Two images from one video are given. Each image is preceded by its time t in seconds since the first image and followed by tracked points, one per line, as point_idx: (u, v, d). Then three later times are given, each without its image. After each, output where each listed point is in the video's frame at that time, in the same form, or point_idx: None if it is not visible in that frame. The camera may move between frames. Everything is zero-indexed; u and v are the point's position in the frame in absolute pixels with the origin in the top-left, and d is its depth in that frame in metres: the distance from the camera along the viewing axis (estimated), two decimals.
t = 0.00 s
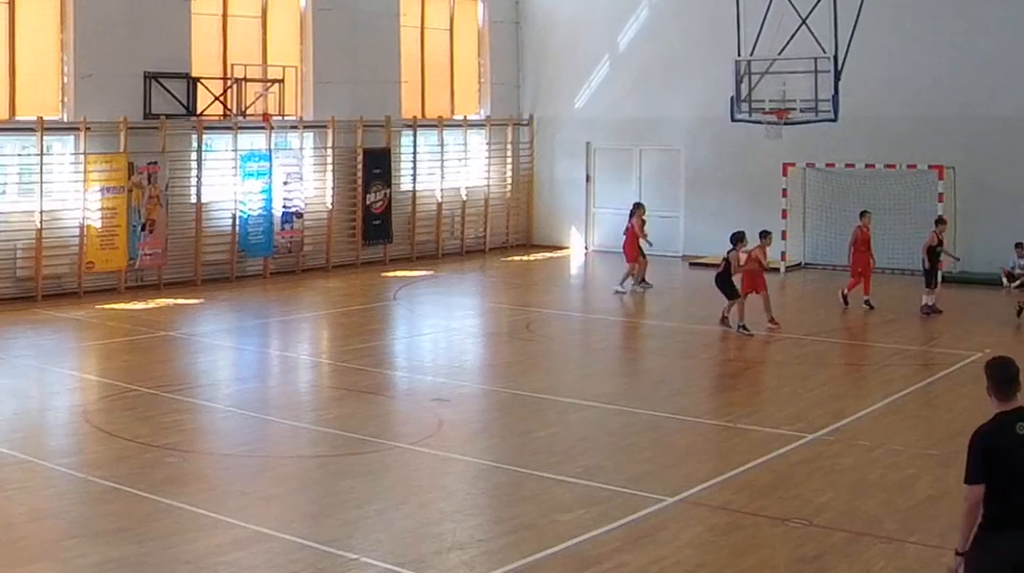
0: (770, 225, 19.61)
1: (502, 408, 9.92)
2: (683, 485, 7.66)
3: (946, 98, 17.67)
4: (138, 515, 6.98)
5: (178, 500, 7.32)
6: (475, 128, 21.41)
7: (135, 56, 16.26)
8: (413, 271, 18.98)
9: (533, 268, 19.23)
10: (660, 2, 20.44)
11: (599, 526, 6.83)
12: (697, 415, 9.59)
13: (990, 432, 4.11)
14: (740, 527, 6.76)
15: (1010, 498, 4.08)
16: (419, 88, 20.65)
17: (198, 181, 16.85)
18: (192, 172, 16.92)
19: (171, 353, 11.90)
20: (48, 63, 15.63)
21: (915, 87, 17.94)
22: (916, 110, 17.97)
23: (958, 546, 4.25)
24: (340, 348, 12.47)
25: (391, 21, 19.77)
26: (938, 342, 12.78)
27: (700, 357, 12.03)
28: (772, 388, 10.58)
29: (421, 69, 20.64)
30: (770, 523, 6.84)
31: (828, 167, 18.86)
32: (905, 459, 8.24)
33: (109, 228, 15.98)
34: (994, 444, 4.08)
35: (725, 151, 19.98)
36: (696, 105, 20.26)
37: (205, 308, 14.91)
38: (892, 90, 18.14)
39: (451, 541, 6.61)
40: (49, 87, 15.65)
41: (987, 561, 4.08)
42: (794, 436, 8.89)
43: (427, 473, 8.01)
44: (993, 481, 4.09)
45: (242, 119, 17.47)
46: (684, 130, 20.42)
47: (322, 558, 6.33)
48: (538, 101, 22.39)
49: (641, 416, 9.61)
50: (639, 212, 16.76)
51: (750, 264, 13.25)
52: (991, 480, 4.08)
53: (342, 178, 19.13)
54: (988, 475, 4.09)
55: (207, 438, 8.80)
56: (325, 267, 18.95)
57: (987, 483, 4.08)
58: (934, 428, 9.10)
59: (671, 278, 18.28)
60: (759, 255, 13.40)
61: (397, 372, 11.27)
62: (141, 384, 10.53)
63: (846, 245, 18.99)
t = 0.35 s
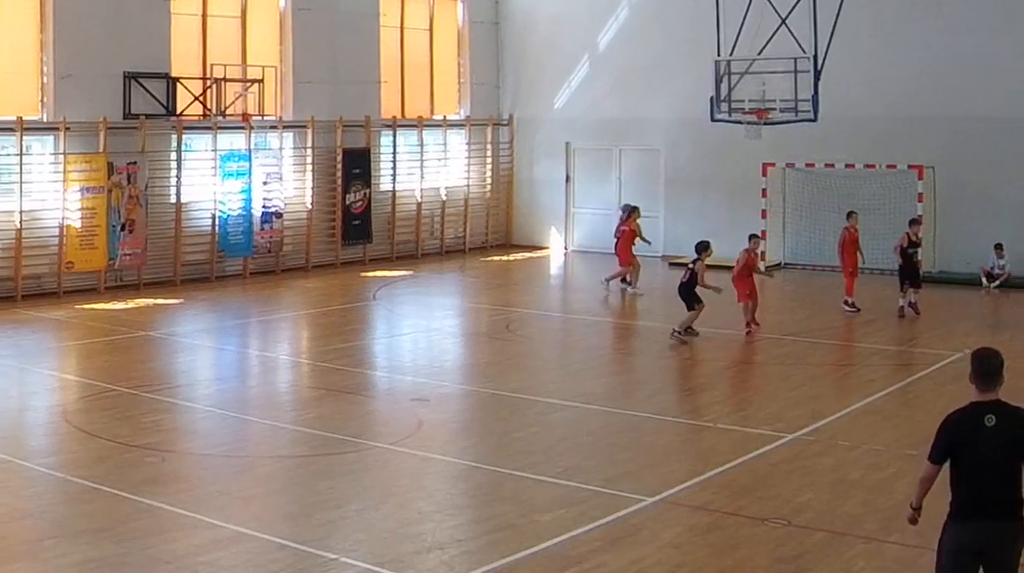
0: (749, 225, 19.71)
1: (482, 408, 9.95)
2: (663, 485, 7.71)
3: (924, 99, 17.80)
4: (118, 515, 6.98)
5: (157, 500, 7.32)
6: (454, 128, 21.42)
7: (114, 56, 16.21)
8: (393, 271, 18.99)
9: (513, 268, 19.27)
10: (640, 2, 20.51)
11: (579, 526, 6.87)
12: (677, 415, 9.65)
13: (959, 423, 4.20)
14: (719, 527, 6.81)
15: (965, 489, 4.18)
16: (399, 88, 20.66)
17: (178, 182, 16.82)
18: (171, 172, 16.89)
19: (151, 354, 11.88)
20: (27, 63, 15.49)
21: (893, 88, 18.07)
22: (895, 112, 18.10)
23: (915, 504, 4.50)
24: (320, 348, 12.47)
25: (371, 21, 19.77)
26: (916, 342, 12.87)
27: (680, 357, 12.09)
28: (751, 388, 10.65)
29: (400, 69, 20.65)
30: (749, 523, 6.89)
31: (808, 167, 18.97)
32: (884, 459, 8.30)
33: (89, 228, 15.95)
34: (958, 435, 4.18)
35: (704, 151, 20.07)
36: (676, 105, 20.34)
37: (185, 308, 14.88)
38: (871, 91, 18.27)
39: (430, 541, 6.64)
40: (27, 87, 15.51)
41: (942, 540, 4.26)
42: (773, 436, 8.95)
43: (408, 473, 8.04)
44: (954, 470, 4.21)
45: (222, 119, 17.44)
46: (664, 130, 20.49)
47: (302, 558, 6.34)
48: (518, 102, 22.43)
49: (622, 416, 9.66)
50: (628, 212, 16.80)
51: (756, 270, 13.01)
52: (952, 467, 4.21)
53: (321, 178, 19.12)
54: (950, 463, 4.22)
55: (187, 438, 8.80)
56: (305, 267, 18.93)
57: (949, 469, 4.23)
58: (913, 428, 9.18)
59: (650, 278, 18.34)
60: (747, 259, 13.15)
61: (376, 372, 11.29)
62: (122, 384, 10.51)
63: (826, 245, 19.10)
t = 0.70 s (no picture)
0: (725, 226, 19.82)
1: (460, 408, 9.98)
2: (639, 485, 7.76)
3: (900, 100, 17.94)
4: (95, 515, 6.98)
5: (135, 500, 7.32)
6: (432, 128, 21.43)
7: (91, 56, 16.15)
8: (370, 271, 18.99)
9: (490, 268, 19.31)
10: (617, 3, 20.58)
11: (556, 526, 6.91)
12: (654, 415, 9.70)
13: (963, 411, 4.47)
14: (696, 527, 6.86)
15: (964, 476, 4.45)
16: (376, 88, 20.66)
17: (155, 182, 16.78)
18: (148, 172, 16.86)
19: (128, 354, 11.85)
20: (5, 63, 15.44)
21: (869, 90, 18.19)
22: (871, 113, 18.23)
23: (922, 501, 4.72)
24: (297, 348, 12.47)
25: (349, 21, 19.76)
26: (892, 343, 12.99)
27: (657, 357, 12.15)
28: (728, 388, 10.72)
29: (377, 69, 20.64)
30: (726, 523, 6.95)
31: (785, 167, 19.07)
32: (861, 459, 8.38)
33: (66, 228, 15.91)
34: (959, 421, 4.47)
35: (681, 152, 20.15)
36: (652, 106, 20.42)
37: (162, 308, 14.84)
38: (847, 92, 18.39)
39: (408, 541, 6.67)
40: (6, 87, 15.46)
41: (936, 521, 4.52)
42: (750, 436, 9.02)
43: (385, 473, 8.06)
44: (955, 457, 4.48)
45: (199, 119, 17.41)
46: (641, 130, 20.57)
47: (279, 558, 6.36)
48: (495, 102, 22.47)
49: (598, 416, 9.71)
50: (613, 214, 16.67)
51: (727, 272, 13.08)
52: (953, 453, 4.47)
53: (298, 178, 19.10)
54: (952, 449, 4.48)
55: (164, 438, 8.80)
56: (282, 267, 18.91)
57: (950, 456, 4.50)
58: (889, 428, 9.26)
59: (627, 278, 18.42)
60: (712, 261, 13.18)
61: (354, 372, 11.30)
62: (99, 384, 10.49)
63: (802, 245, 19.23)
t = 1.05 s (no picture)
0: (705, 226, 19.92)
1: (439, 408, 10.01)
2: (619, 485, 7.81)
3: (878, 100, 18.06)
4: (74, 515, 6.98)
5: (114, 500, 7.32)
6: (411, 128, 21.44)
7: (71, 56, 16.09)
8: (350, 271, 18.99)
9: (470, 268, 19.35)
10: (596, 3, 20.64)
11: (535, 526, 6.95)
12: (634, 415, 9.76)
13: (946, 406, 4.56)
14: (676, 527, 6.91)
15: (948, 469, 4.54)
16: (355, 88, 20.66)
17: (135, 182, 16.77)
18: (128, 173, 16.84)
19: (107, 354, 11.83)
20: None
21: (847, 91, 18.30)
22: (849, 114, 18.34)
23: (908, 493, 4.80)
24: (277, 348, 12.47)
25: (329, 21, 19.74)
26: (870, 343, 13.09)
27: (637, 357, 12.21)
28: (708, 388, 10.79)
29: (357, 69, 20.64)
30: (705, 523, 7.00)
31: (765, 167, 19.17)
32: (841, 459, 8.44)
33: (46, 228, 15.89)
34: (942, 414, 4.55)
35: (660, 152, 20.23)
36: (632, 106, 20.48)
37: (142, 308, 14.81)
38: (826, 92, 18.50)
39: (387, 541, 6.69)
40: None
41: (923, 514, 4.61)
42: (729, 436, 9.08)
43: (365, 473, 8.08)
44: (939, 450, 4.57)
45: (179, 119, 17.39)
46: (621, 130, 20.63)
47: (259, 558, 6.38)
48: (474, 102, 22.50)
49: (578, 415, 9.76)
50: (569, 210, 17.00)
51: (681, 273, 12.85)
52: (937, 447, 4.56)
53: (278, 178, 19.09)
54: (937, 443, 4.56)
55: (144, 437, 8.79)
56: (262, 267, 18.89)
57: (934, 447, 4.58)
58: (868, 428, 9.33)
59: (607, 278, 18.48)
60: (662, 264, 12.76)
61: (333, 372, 11.31)
62: (78, 384, 10.47)
63: (782, 245, 19.34)
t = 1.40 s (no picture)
0: (684, 226, 20.00)
1: (419, 408, 10.04)
2: (599, 485, 7.85)
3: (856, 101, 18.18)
4: (54, 515, 6.98)
5: (94, 500, 7.32)
6: (391, 128, 21.45)
7: (51, 56, 16.04)
8: (329, 271, 18.98)
9: (449, 268, 19.37)
10: (576, 4, 20.70)
11: (515, 526, 6.99)
12: (614, 415, 9.81)
13: (907, 399, 4.69)
14: (655, 527, 6.96)
15: (914, 460, 4.66)
16: (335, 88, 20.66)
17: (114, 182, 16.74)
18: (108, 172, 16.81)
19: (86, 354, 11.80)
20: None
21: (825, 92, 18.42)
22: (827, 115, 18.46)
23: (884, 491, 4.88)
24: (256, 348, 12.47)
25: (309, 21, 19.71)
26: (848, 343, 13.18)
27: (618, 357, 12.27)
28: (687, 388, 10.85)
29: (336, 69, 20.63)
30: (685, 523, 7.05)
31: (744, 167, 19.26)
32: (820, 459, 8.50)
33: (25, 228, 15.86)
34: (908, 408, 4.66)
35: (640, 152, 20.31)
36: (611, 107, 20.55)
37: (122, 308, 14.77)
38: (804, 93, 18.61)
39: (367, 541, 6.72)
40: None
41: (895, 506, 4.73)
42: (709, 436, 9.14)
43: (345, 473, 8.10)
44: (904, 443, 4.69)
45: (158, 119, 17.36)
46: (600, 130, 20.70)
47: (239, 558, 6.39)
48: (454, 102, 22.54)
49: (558, 415, 9.80)
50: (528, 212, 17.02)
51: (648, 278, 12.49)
52: (903, 440, 4.68)
53: (257, 178, 19.07)
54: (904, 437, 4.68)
55: (124, 438, 8.79)
56: (241, 267, 18.87)
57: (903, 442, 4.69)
58: (847, 428, 9.41)
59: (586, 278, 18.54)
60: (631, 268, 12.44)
61: (312, 372, 11.33)
62: (57, 384, 10.45)
63: (761, 246, 19.43)
